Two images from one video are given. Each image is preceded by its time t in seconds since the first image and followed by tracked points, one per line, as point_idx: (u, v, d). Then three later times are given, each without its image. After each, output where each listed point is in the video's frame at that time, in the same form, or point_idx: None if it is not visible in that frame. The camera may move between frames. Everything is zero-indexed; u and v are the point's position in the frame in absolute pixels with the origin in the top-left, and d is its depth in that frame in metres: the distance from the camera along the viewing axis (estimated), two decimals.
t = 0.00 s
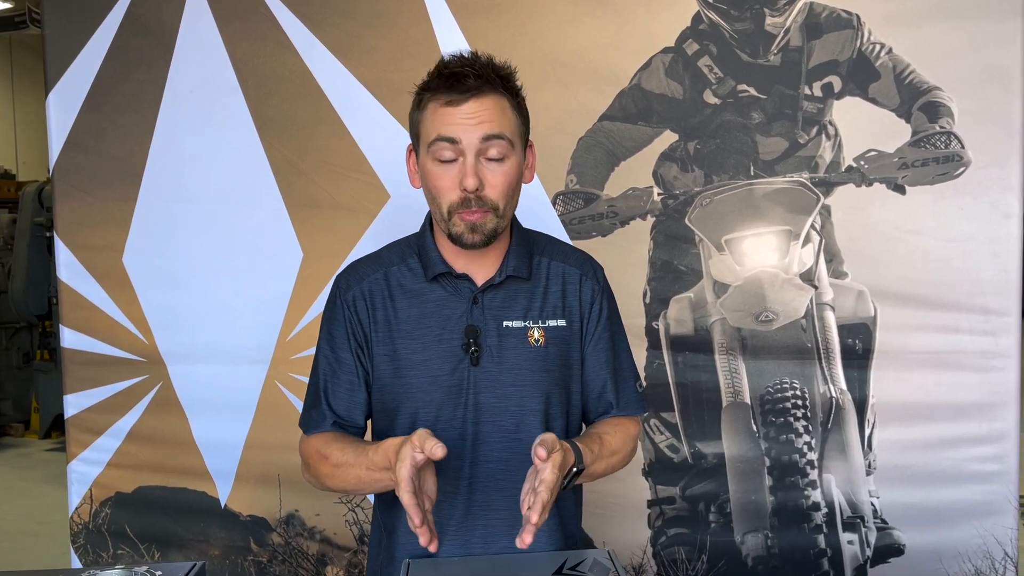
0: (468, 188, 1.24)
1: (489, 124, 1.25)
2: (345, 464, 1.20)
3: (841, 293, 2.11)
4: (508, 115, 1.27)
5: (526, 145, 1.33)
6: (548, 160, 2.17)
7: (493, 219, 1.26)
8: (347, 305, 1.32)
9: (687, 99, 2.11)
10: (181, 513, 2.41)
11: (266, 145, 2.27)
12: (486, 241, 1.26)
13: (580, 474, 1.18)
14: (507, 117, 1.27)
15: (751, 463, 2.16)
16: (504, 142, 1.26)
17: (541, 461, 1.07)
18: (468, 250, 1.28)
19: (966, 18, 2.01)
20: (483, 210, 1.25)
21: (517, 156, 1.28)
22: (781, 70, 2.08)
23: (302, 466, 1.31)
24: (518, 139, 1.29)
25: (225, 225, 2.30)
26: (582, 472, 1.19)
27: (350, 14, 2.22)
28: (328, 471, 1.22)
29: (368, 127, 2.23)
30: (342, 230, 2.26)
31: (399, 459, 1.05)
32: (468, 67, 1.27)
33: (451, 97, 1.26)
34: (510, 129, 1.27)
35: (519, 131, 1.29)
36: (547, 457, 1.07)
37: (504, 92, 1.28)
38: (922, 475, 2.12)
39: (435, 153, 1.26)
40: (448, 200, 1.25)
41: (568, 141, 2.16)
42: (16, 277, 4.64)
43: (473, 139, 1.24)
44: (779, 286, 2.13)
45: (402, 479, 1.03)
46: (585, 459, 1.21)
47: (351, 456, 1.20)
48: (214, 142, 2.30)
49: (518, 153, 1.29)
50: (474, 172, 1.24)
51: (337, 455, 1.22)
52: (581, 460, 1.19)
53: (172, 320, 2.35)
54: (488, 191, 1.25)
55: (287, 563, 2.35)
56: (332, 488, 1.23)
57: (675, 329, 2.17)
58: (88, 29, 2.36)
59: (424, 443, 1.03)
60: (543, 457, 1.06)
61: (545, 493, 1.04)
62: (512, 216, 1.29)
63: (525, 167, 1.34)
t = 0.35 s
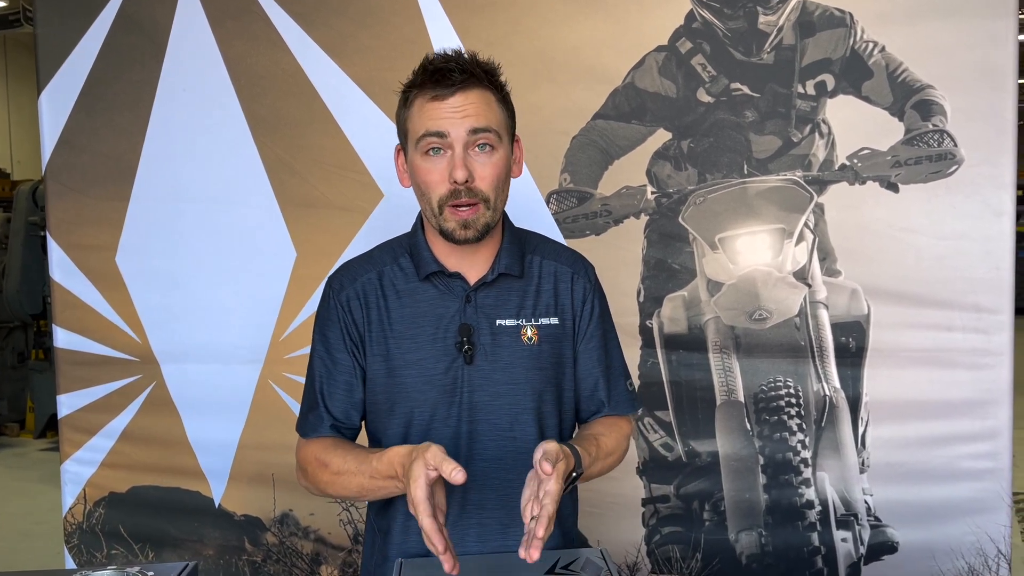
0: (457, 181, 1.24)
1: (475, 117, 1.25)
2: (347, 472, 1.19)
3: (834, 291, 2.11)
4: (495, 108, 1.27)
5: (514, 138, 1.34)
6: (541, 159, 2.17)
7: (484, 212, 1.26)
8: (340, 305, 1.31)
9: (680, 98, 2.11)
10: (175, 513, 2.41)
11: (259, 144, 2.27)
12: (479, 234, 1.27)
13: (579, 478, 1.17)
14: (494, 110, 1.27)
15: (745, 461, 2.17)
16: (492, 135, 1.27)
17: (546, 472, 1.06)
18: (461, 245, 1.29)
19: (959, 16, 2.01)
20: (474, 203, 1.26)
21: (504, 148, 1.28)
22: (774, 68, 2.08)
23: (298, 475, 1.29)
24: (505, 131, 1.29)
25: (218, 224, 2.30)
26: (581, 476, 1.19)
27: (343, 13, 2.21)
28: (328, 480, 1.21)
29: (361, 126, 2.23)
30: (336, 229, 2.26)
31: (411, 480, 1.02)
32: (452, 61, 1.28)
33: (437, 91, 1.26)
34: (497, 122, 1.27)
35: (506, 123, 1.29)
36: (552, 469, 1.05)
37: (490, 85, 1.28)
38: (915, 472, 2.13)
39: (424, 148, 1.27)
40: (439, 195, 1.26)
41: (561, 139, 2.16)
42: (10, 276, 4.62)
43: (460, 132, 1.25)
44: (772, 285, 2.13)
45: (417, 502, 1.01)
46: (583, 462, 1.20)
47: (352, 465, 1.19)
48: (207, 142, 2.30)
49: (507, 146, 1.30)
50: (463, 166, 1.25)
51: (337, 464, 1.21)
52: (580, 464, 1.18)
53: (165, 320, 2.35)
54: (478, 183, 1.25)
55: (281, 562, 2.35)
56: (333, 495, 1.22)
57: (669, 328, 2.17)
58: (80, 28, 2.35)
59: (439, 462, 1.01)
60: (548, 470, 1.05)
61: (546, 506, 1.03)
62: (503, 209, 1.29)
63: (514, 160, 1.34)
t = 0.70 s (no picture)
0: (452, 177, 1.24)
1: (472, 114, 1.25)
2: (336, 472, 1.20)
3: (828, 289, 2.11)
4: (492, 107, 1.27)
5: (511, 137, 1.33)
6: (535, 158, 2.17)
7: (478, 208, 1.26)
8: (333, 305, 1.31)
9: (674, 96, 2.11)
10: (169, 512, 2.40)
11: (252, 143, 2.27)
12: (473, 230, 1.26)
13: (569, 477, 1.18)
14: (491, 108, 1.27)
15: (739, 459, 2.17)
16: (488, 132, 1.26)
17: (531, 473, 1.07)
18: (455, 240, 1.28)
19: (952, 13, 2.01)
20: (469, 199, 1.26)
21: (501, 146, 1.28)
22: (768, 66, 2.08)
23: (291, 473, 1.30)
24: (502, 129, 1.29)
25: (212, 223, 2.30)
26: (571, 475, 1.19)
27: (337, 11, 2.21)
28: (321, 478, 1.22)
29: (355, 125, 2.23)
30: (330, 227, 2.26)
31: (404, 478, 1.03)
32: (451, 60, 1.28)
33: (435, 89, 1.26)
34: (494, 120, 1.27)
35: (503, 122, 1.29)
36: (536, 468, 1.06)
37: (488, 83, 1.28)
38: (909, 468, 2.13)
39: (420, 144, 1.26)
40: (433, 190, 1.25)
41: (555, 138, 2.16)
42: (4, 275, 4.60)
43: (457, 129, 1.25)
44: (766, 282, 2.13)
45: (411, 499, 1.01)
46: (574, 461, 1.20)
47: (344, 464, 1.20)
48: (200, 140, 2.29)
49: (503, 144, 1.29)
50: (458, 162, 1.24)
51: (330, 462, 1.22)
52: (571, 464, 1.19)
53: (159, 319, 2.34)
54: (473, 180, 1.25)
55: (277, 561, 2.35)
56: (325, 493, 1.23)
57: (664, 325, 2.17)
58: (72, 27, 2.34)
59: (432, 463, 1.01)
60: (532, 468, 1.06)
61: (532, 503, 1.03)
62: (499, 206, 1.29)
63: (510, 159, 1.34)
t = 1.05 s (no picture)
0: (438, 197, 1.22)
1: (460, 133, 1.21)
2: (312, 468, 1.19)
3: (824, 286, 2.11)
4: (481, 123, 1.23)
5: (503, 146, 1.30)
6: (531, 155, 2.16)
7: (465, 225, 1.25)
8: (329, 302, 1.31)
9: (670, 93, 2.11)
10: (165, 512, 2.40)
11: (247, 141, 2.26)
12: (460, 245, 1.26)
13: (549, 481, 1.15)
14: (481, 124, 1.23)
15: (735, 456, 2.17)
16: (477, 150, 1.22)
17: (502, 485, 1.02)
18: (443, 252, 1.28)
19: (947, 10, 2.01)
20: (455, 216, 1.25)
21: (491, 162, 1.25)
22: (763, 63, 2.08)
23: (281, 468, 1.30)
24: (492, 144, 1.25)
25: (206, 221, 2.29)
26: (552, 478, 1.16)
27: (332, 9, 2.20)
28: (300, 471, 1.21)
29: (350, 123, 2.22)
30: (326, 226, 2.25)
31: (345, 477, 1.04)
32: (443, 72, 1.23)
33: (423, 103, 1.21)
34: (484, 137, 1.23)
35: (494, 136, 1.25)
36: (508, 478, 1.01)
37: (478, 97, 1.23)
38: (905, 465, 2.14)
39: (408, 159, 1.23)
40: (421, 206, 1.24)
41: (551, 135, 2.15)
42: None
43: (444, 148, 1.21)
44: (762, 279, 2.13)
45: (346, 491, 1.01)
46: (556, 466, 1.17)
47: (321, 458, 1.19)
48: (195, 139, 2.28)
49: (493, 157, 1.26)
50: (445, 181, 1.22)
51: (308, 456, 1.21)
52: (551, 468, 1.15)
53: (154, 318, 2.34)
54: (460, 199, 1.23)
55: (273, 560, 2.34)
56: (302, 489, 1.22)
57: (660, 323, 2.17)
58: (65, 24, 2.33)
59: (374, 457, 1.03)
60: (500, 476, 1.00)
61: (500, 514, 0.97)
62: (487, 219, 1.27)
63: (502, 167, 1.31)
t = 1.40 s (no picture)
0: (440, 195, 1.21)
1: (463, 130, 1.21)
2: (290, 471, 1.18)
3: (822, 284, 2.11)
4: (484, 120, 1.22)
5: (505, 144, 1.29)
6: (529, 153, 2.16)
7: (467, 223, 1.24)
8: (329, 298, 1.31)
9: (668, 91, 2.11)
10: (162, 511, 2.39)
11: (244, 140, 2.25)
12: (462, 244, 1.26)
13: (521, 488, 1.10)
14: (484, 121, 1.23)
15: (734, 454, 2.17)
16: (480, 148, 1.22)
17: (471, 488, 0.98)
18: (446, 252, 1.28)
19: (945, 8, 2.01)
20: (457, 214, 1.24)
21: (493, 159, 1.24)
22: (762, 61, 2.08)
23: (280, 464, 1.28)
24: (494, 142, 1.25)
25: (204, 220, 2.28)
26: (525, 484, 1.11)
27: (330, 7, 2.20)
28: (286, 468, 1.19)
29: (347, 121, 2.21)
30: (324, 224, 2.25)
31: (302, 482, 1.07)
32: (446, 69, 1.23)
33: (426, 101, 1.21)
34: (486, 134, 1.23)
35: (496, 133, 1.25)
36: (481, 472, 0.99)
37: (481, 94, 1.23)
38: (903, 462, 2.14)
39: (410, 157, 1.23)
40: (423, 204, 1.23)
41: (550, 133, 2.15)
42: None
43: (446, 145, 1.21)
44: (761, 278, 2.13)
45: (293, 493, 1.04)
46: (529, 471, 1.12)
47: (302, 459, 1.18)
48: (192, 136, 2.27)
49: (496, 155, 1.25)
50: (447, 179, 1.21)
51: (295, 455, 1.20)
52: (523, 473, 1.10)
53: (151, 317, 2.33)
54: (462, 197, 1.23)
55: (271, 559, 2.34)
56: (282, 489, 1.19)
57: (658, 321, 2.17)
58: (60, 22, 2.32)
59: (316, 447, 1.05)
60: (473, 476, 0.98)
61: (465, 512, 0.94)
62: (489, 218, 1.27)
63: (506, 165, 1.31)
